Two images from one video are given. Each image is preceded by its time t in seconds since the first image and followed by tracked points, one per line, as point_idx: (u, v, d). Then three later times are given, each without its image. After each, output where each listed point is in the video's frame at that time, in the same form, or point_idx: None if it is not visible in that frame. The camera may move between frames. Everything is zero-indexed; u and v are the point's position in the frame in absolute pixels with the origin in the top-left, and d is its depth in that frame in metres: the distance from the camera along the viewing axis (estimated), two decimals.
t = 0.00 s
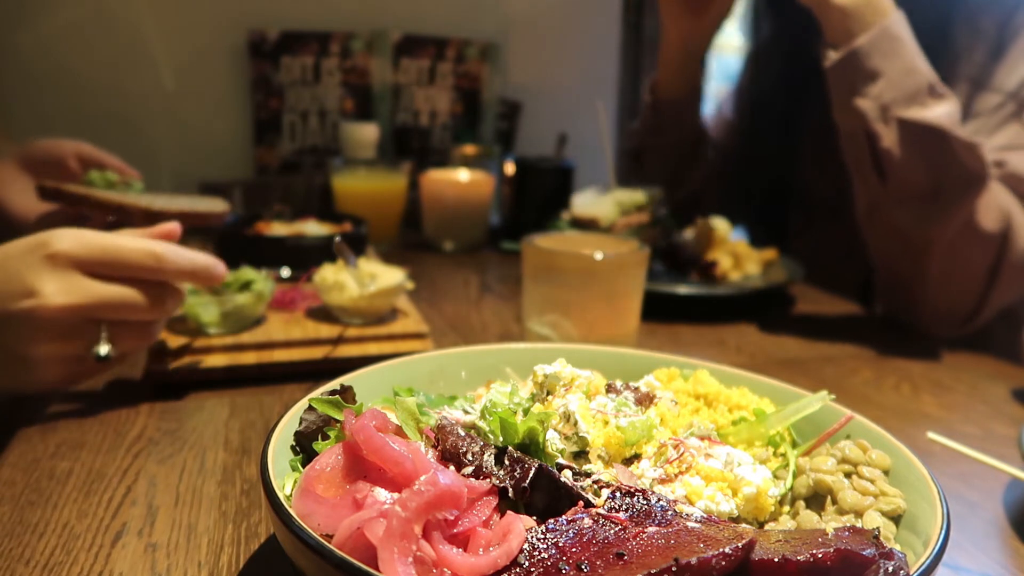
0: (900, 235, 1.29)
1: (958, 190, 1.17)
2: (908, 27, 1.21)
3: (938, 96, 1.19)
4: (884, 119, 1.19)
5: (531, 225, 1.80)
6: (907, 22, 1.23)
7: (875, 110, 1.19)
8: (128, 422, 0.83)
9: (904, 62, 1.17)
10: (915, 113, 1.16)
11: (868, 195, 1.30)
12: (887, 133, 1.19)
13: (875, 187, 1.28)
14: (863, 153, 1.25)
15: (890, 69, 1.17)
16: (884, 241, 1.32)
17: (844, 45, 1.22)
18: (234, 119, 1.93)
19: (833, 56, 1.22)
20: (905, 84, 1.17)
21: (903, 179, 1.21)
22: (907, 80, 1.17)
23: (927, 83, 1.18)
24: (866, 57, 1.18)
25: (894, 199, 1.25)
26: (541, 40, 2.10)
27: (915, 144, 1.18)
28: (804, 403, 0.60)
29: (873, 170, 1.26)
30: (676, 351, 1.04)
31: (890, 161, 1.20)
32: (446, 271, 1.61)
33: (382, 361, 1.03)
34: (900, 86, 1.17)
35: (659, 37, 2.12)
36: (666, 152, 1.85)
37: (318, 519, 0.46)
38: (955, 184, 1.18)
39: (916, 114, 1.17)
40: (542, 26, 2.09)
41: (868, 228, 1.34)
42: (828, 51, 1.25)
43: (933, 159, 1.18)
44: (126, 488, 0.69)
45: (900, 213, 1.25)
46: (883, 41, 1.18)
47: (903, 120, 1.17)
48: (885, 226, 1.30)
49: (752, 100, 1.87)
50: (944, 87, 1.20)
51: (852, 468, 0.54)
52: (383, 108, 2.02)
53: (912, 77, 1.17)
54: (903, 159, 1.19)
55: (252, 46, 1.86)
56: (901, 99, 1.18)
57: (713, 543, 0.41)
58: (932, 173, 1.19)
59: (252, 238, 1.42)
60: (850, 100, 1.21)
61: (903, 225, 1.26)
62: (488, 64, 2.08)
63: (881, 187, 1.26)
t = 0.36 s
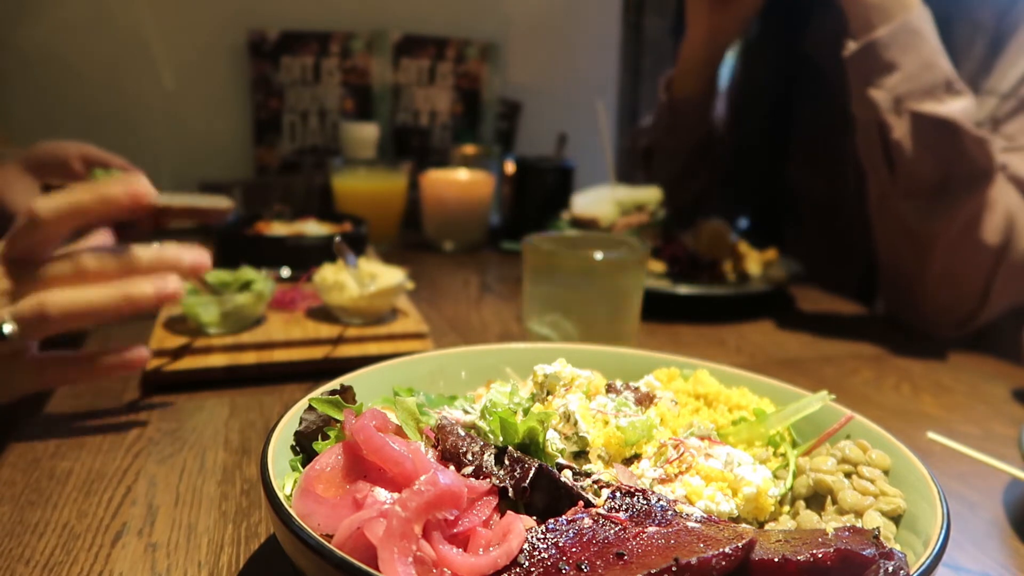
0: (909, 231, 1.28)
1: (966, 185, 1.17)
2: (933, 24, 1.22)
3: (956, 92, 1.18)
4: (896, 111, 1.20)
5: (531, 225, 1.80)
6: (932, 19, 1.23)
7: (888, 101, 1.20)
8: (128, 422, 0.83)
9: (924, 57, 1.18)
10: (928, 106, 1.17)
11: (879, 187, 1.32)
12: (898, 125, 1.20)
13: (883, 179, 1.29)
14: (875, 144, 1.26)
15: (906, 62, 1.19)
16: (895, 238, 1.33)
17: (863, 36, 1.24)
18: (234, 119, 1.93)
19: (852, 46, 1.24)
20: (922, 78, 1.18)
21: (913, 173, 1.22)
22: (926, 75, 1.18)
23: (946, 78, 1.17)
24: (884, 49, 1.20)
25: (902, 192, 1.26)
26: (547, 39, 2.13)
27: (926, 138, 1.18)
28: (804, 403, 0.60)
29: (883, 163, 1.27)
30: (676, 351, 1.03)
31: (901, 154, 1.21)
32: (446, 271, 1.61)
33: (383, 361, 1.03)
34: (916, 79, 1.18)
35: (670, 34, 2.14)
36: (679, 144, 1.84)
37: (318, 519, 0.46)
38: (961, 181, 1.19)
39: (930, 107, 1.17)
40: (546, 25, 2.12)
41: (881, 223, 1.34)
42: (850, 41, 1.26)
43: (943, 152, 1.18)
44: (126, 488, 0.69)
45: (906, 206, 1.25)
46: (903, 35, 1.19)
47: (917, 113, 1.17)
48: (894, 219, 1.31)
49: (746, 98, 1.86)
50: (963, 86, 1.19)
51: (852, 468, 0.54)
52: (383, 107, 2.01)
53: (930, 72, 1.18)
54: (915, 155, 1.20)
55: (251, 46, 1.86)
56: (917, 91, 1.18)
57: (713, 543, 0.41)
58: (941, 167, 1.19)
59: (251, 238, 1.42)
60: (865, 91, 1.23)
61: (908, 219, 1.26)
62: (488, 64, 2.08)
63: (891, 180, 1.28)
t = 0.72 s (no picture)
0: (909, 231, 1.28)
1: (967, 185, 1.18)
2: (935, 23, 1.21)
3: (957, 92, 1.18)
4: (896, 112, 1.21)
5: (532, 225, 1.80)
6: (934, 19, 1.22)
7: (889, 102, 1.20)
8: (128, 422, 0.83)
9: (925, 57, 1.18)
10: (928, 107, 1.17)
11: (880, 188, 1.33)
12: (900, 126, 1.20)
13: (885, 180, 1.30)
14: (876, 146, 1.27)
15: (908, 62, 1.18)
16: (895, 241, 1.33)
17: (866, 35, 1.24)
18: (233, 119, 1.93)
19: (853, 46, 1.24)
20: (923, 78, 1.17)
21: (914, 175, 1.23)
22: (927, 75, 1.17)
23: (948, 78, 1.17)
24: (885, 49, 1.19)
25: (903, 193, 1.27)
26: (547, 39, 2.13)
27: (927, 139, 1.18)
28: (804, 403, 0.60)
29: (884, 164, 1.29)
30: (676, 351, 1.04)
31: (902, 154, 1.22)
32: (446, 271, 1.61)
33: (383, 361, 1.03)
34: (918, 80, 1.18)
35: (671, 35, 2.14)
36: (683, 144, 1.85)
37: (318, 519, 0.46)
38: (962, 181, 1.19)
39: (930, 108, 1.17)
40: (546, 26, 2.12)
41: (883, 224, 1.34)
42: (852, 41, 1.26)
43: (943, 154, 1.18)
44: (126, 488, 0.69)
45: (909, 206, 1.26)
46: (904, 35, 1.18)
47: (917, 113, 1.17)
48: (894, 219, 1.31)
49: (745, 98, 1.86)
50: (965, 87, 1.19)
51: (852, 468, 0.54)
52: (383, 108, 2.01)
53: (932, 72, 1.17)
54: (915, 156, 1.20)
55: (251, 46, 1.86)
56: (918, 92, 1.18)
57: (713, 543, 0.41)
58: (942, 168, 1.20)
59: (251, 238, 1.42)
60: (866, 92, 1.23)
61: (910, 219, 1.27)
62: (488, 64, 2.08)
63: (892, 181, 1.29)
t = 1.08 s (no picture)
0: (909, 230, 1.28)
1: (967, 185, 1.18)
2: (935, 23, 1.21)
3: (959, 92, 1.18)
4: (897, 112, 1.21)
5: (531, 225, 1.80)
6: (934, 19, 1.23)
7: (889, 102, 1.20)
8: (128, 422, 0.83)
9: (925, 57, 1.18)
10: (929, 107, 1.17)
11: (879, 188, 1.33)
12: (900, 126, 1.20)
13: (885, 180, 1.30)
14: (876, 147, 1.27)
15: (908, 62, 1.18)
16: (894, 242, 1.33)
17: (866, 36, 1.24)
18: (233, 119, 1.93)
19: (853, 46, 1.24)
20: (924, 78, 1.18)
21: (915, 176, 1.23)
22: (928, 75, 1.18)
23: (949, 78, 1.17)
24: (885, 49, 1.19)
25: (903, 193, 1.27)
26: (547, 39, 2.13)
27: (927, 138, 1.18)
28: (804, 403, 0.60)
29: (884, 164, 1.28)
30: (676, 351, 1.04)
31: (902, 154, 1.21)
32: (446, 271, 1.61)
33: (383, 361, 1.03)
34: (919, 80, 1.18)
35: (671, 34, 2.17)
36: (684, 145, 1.85)
37: (318, 519, 0.46)
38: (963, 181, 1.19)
39: (931, 108, 1.17)
40: (547, 26, 2.13)
41: (883, 225, 1.34)
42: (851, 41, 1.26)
43: (945, 154, 1.18)
44: (126, 488, 0.69)
45: (908, 206, 1.26)
46: (904, 35, 1.18)
47: (917, 113, 1.17)
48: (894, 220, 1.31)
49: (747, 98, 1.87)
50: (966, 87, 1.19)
51: (852, 468, 0.54)
52: (383, 108, 2.01)
53: (932, 71, 1.18)
54: (915, 155, 1.20)
55: (252, 46, 1.86)
56: (918, 91, 1.18)
57: (713, 543, 0.41)
58: (943, 169, 1.20)
59: (251, 238, 1.42)
60: (866, 91, 1.23)
61: (910, 219, 1.26)
62: (489, 64, 2.08)
63: (891, 181, 1.29)
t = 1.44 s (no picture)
0: (909, 231, 1.28)
1: (966, 186, 1.18)
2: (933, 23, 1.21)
3: (956, 93, 1.18)
4: (896, 112, 1.20)
5: (531, 225, 1.80)
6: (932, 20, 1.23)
7: (887, 102, 1.20)
8: (128, 422, 0.83)
9: (923, 57, 1.18)
10: (926, 107, 1.17)
11: (878, 189, 1.33)
12: (898, 126, 1.20)
13: (883, 181, 1.30)
14: (875, 148, 1.27)
15: (906, 62, 1.18)
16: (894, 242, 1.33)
17: (864, 37, 1.24)
18: (233, 119, 1.93)
19: (852, 47, 1.24)
20: (922, 79, 1.18)
21: (913, 178, 1.23)
22: (926, 75, 1.18)
23: (946, 79, 1.17)
24: (883, 50, 1.19)
25: (902, 193, 1.26)
26: (547, 39, 2.12)
27: (927, 138, 1.18)
28: (804, 402, 0.60)
29: (883, 164, 1.28)
30: (675, 351, 1.04)
31: (901, 155, 1.21)
32: (447, 271, 1.61)
33: (382, 361, 1.03)
34: (917, 80, 1.18)
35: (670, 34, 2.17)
36: (685, 147, 1.84)
37: (318, 519, 0.46)
38: (963, 181, 1.19)
39: (929, 109, 1.17)
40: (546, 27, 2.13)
41: (883, 227, 1.34)
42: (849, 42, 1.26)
43: (943, 155, 1.18)
44: (126, 488, 0.69)
45: (908, 206, 1.26)
46: (902, 36, 1.18)
47: (915, 114, 1.17)
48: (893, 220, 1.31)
49: (747, 99, 1.86)
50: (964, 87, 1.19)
51: (852, 468, 0.54)
52: (383, 108, 2.01)
53: (930, 72, 1.18)
54: (913, 156, 1.20)
55: (251, 46, 1.86)
56: (917, 91, 1.18)
57: (713, 543, 0.41)
58: (941, 170, 1.20)
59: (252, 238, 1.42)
60: (864, 92, 1.23)
61: (909, 220, 1.26)
62: (488, 64, 2.08)
63: (890, 181, 1.28)
